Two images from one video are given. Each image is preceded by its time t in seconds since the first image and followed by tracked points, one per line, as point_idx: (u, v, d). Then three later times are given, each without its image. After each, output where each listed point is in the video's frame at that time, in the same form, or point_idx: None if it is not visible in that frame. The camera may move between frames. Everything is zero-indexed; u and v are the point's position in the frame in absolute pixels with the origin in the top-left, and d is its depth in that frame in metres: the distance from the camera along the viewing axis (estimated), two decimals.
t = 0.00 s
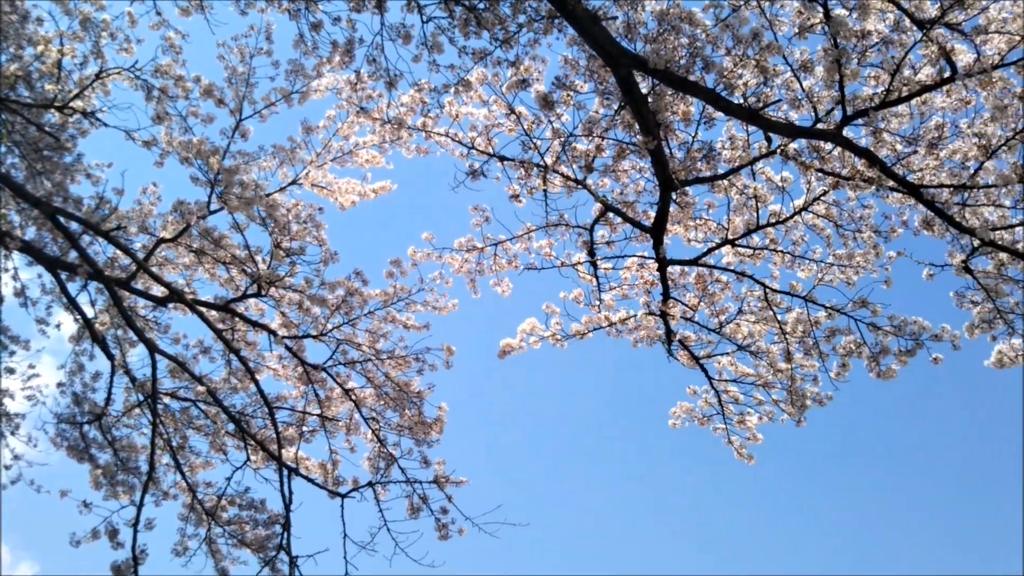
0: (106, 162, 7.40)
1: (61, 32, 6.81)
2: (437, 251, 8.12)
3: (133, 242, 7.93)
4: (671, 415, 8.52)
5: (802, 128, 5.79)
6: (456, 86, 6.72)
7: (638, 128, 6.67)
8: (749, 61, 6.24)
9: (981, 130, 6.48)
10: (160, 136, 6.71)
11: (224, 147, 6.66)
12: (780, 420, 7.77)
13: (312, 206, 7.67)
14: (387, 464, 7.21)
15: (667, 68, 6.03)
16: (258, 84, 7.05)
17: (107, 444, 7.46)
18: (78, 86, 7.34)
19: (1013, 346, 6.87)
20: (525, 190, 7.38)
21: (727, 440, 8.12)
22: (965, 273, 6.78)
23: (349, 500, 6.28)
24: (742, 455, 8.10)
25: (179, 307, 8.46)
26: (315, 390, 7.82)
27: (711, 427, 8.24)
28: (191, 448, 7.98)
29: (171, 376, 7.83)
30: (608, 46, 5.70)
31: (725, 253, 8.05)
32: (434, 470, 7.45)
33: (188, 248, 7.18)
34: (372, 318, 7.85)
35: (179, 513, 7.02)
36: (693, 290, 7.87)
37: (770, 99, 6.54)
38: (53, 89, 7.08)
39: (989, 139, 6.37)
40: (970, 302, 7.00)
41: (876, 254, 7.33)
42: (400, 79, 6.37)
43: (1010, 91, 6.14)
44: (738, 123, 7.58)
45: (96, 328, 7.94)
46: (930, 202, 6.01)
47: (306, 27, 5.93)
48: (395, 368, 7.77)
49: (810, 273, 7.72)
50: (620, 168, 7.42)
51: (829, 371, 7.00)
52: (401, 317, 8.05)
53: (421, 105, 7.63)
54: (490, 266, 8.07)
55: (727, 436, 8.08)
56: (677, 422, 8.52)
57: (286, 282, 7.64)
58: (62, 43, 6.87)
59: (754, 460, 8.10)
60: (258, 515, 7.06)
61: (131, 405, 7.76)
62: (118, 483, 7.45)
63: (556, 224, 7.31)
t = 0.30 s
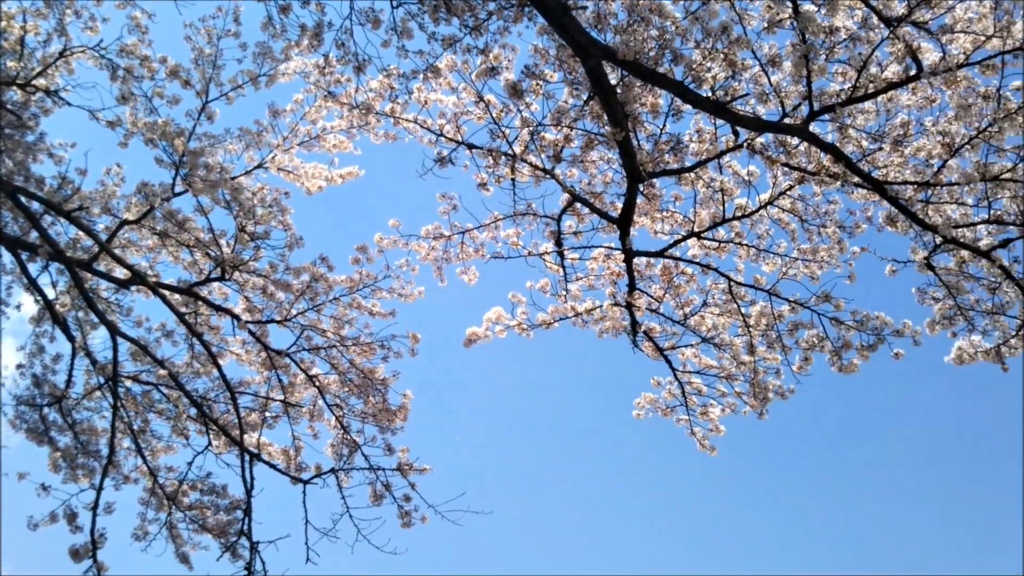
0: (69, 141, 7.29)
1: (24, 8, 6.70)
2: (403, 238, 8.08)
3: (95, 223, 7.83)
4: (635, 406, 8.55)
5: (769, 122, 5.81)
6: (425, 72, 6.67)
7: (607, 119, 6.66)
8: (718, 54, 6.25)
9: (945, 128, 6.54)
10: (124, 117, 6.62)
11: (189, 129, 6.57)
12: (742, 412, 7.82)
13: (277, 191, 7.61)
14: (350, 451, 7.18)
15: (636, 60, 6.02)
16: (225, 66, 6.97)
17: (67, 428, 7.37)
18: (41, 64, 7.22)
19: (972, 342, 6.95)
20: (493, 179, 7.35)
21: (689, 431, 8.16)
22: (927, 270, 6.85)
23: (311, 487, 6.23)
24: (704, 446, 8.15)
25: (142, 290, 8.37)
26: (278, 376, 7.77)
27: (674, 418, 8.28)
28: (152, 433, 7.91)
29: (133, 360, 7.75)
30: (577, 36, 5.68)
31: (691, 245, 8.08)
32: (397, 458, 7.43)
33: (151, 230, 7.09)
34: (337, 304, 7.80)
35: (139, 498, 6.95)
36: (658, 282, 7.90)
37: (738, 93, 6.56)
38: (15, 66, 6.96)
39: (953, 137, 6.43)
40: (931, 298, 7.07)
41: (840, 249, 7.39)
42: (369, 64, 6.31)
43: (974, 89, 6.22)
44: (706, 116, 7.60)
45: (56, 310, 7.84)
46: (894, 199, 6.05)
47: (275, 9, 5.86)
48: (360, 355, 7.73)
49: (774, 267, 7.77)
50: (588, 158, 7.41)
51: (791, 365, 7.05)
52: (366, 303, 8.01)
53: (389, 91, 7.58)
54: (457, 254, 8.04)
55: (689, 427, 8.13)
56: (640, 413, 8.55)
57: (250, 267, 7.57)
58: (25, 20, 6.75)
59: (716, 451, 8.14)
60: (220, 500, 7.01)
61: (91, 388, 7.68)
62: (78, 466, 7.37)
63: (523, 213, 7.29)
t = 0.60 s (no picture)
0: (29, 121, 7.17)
1: None
2: (366, 229, 8.01)
3: (54, 205, 7.71)
4: (595, 403, 8.56)
5: (734, 124, 5.82)
6: (393, 62, 6.62)
7: (573, 116, 6.65)
8: (685, 54, 6.26)
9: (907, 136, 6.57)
10: (87, 98, 6.51)
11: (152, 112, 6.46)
12: (700, 411, 7.86)
13: (240, 178, 7.53)
14: (307, 442, 7.12)
15: (603, 57, 6.01)
16: (190, 50, 6.88)
17: (21, 412, 7.26)
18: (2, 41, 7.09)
19: (928, 348, 7.02)
20: (459, 172, 7.32)
21: (647, 429, 8.19)
22: (886, 275, 6.90)
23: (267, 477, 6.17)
24: (661, 444, 8.18)
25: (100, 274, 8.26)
26: (237, 365, 7.70)
27: (633, 415, 8.30)
28: (108, 419, 7.81)
29: (89, 345, 7.65)
30: (545, 31, 5.66)
31: (654, 244, 8.10)
32: (355, 450, 7.38)
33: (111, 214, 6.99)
34: (298, 294, 7.74)
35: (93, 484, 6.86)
36: (620, 280, 7.92)
37: (704, 93, 6.59)
38: None
39: (914, 145, 6.47)
40: (889, 303, 7.13)
41: (801, 252, 7.44)
42: (337, 52, 6.26)
43: (936, 98, 6.27)
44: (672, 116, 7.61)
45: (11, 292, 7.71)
46: (855, 204, 6.09)
47: None
48: (320, 346, 7.66)
49: (736, 269, 7.82)
50: (554, 155, 7.41)
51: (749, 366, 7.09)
52: (327, 294, 7.94)
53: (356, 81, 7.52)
54: (420, 247, 7.99)
55: (648, 425, 8.15)
56: (600, 410, 8.57)
57: (211, 253, 7.49)
58: None
59: (673, 449, 8.18)
60: (175, 489, 6.93)
61: (46, 373, 7.56)
62: (30, 452, 7.26)
63: (488, 207, 7.27)
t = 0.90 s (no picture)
0: None
1: None
2: (331, 219, 7.96)
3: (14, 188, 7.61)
4: (555, 398, 8.62)
5: (698, 124, 5.87)
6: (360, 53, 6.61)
7: (539, 111, 6.68)
8: (651, 54, 6.31)
9: (867, 140, 6.68)
10: (50, 80, 6.44)
11: (116, 96, 6.31)
12: (658, 408, 7.94)
13: (205, 165, 7.48)
14: (266, 431, 7.10)
15: (570, 54, 6.05)
16: (156, 35, 6.83)
17: None
18: None
19: (883, 350, 7.13)
20: (425, 165, 7.32)
21: (606, 425, 8.26)
22: (843, 277, 7.00)
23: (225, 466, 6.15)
24: (620, 440, 8.24)
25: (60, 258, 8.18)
26: (197, 352, 7.65)
27: (592, 411, 8.37)
28: (65, 405, 7.74)
29: (47, 330, 7.57)
30: (513, 26, 5.66)
31: (617, 242, 8.17)
32: (314, 440, 7.37)
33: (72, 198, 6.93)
34: (260, 283, 7.70)
35: (48, 470, 6.79)
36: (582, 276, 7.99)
37: (669, 93, 6.67)
38: None
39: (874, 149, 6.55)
40: (846, 305, 7.24)
41: (760, 252, 7.52)
42: (305, 42, 6.24)
43: (897, 104, 6.37)
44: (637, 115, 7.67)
45: None
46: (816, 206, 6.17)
47: None
48: (282, 336, 7.62)
49: (696, 268, 7.90)
50: (520, 150, 7.45)
51: (707, 364, 7.17)
52: (290, 284, 7.92)
53: (324, 70, 7.51)
54: (384, 239, 7.95)
55: (606, 421, 8.22)
56: (559, 405, 8.63)
57: (173, 240, 7.44)
58: None
59: (631, 445, 8.25)
60: (131, 476, 6.88)
61: (2, 357, 7.48)
62: None
63: (452, 201, 7.29)
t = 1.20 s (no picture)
0: None
1: None
2: (293, 208, 7.78)
3: None
4: (515, 391, 8.64)
5: (662, 121, 5.86)
6: (325, 42, 6.55)
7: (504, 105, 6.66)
8: (617, 50, 6.33)
9: (827, 140, 6.76)
10: (9, 61, 6.31)
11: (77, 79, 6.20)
12: (617, 402, 7.98)
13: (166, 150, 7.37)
14: (224, 421, 7.00)
15: (535, 48, 6.04)
16: (118, 18, 6.71)
17: None
18: None
19: (839, 347, 7.22)
20: (388, 156, 7.20)
21: (565, 418, 8.29)
22: (801, 275, 7.07)
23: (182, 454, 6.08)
24: (579, 433, 8.28)
25: (15, 242, 8.03)
26: (155, 339, 7.56)
27: (551, 404, 8.40)
28: (19, 390, 7.60)
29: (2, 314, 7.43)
30: (478, 18, 5.66)
31: (579, 236, 8.19)
32: (273, 429, 7.32)
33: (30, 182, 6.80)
34: (220, 271, 7.60)
35: (0, 457, 6.67)
36: (545, 270, 8.01)
37: (634, 89, 6.70)
38: None
39: (834, 149, 6.68)
40: (804, 303, 7.32)
41: (720, 249, 7.63)
42: (270, 29, 6.17)
43: (858, 105, 6.43)
44: (601, 110, 7.69)
45: None
46: (776, 204, 6.20)
47: None
48: (242, 324, 7.54)
49: (658, 263, 7.96)
50: (485, 142, 7.45)
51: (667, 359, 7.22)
52: (250, 272, 7.85)
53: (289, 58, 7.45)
54: (347, 230, 7.82)
55: (566, 414, 8.25)
56: (519, 397, 8.65)
57: (132, 226, 7.34)
58: None
59: (589, 438, 8.29)
60: (87, 463, 6.78)
61: None
62: None
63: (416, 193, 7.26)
